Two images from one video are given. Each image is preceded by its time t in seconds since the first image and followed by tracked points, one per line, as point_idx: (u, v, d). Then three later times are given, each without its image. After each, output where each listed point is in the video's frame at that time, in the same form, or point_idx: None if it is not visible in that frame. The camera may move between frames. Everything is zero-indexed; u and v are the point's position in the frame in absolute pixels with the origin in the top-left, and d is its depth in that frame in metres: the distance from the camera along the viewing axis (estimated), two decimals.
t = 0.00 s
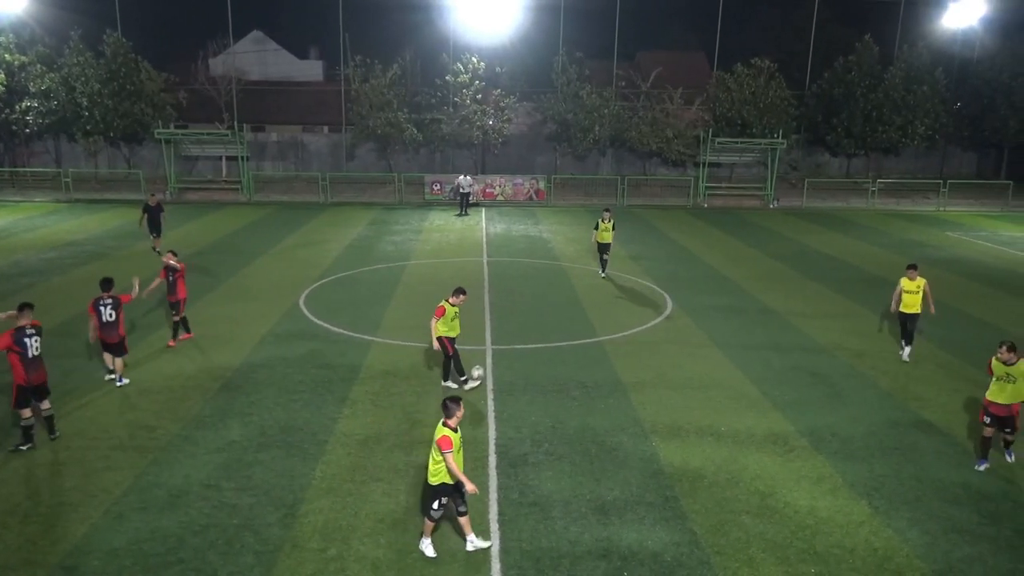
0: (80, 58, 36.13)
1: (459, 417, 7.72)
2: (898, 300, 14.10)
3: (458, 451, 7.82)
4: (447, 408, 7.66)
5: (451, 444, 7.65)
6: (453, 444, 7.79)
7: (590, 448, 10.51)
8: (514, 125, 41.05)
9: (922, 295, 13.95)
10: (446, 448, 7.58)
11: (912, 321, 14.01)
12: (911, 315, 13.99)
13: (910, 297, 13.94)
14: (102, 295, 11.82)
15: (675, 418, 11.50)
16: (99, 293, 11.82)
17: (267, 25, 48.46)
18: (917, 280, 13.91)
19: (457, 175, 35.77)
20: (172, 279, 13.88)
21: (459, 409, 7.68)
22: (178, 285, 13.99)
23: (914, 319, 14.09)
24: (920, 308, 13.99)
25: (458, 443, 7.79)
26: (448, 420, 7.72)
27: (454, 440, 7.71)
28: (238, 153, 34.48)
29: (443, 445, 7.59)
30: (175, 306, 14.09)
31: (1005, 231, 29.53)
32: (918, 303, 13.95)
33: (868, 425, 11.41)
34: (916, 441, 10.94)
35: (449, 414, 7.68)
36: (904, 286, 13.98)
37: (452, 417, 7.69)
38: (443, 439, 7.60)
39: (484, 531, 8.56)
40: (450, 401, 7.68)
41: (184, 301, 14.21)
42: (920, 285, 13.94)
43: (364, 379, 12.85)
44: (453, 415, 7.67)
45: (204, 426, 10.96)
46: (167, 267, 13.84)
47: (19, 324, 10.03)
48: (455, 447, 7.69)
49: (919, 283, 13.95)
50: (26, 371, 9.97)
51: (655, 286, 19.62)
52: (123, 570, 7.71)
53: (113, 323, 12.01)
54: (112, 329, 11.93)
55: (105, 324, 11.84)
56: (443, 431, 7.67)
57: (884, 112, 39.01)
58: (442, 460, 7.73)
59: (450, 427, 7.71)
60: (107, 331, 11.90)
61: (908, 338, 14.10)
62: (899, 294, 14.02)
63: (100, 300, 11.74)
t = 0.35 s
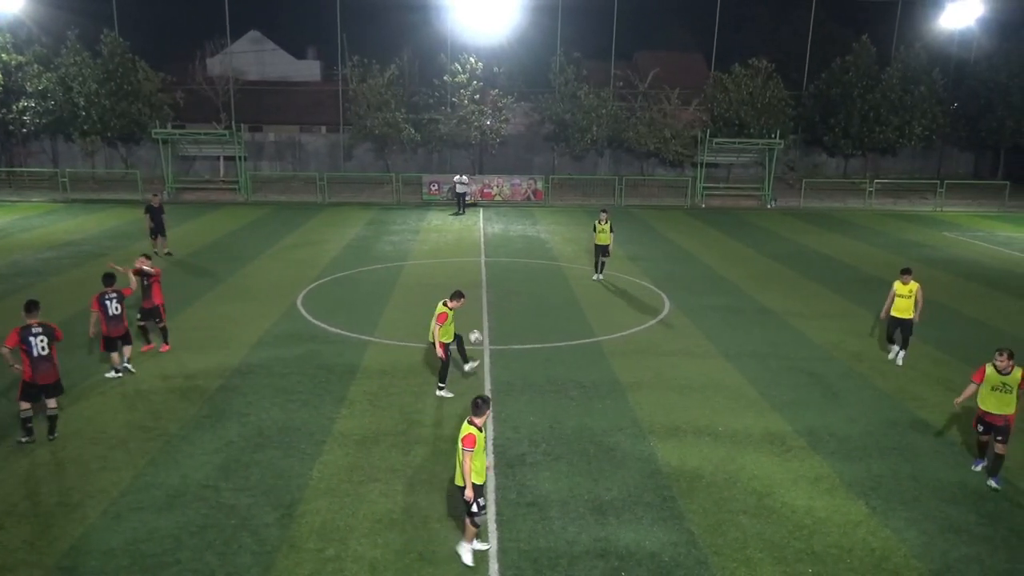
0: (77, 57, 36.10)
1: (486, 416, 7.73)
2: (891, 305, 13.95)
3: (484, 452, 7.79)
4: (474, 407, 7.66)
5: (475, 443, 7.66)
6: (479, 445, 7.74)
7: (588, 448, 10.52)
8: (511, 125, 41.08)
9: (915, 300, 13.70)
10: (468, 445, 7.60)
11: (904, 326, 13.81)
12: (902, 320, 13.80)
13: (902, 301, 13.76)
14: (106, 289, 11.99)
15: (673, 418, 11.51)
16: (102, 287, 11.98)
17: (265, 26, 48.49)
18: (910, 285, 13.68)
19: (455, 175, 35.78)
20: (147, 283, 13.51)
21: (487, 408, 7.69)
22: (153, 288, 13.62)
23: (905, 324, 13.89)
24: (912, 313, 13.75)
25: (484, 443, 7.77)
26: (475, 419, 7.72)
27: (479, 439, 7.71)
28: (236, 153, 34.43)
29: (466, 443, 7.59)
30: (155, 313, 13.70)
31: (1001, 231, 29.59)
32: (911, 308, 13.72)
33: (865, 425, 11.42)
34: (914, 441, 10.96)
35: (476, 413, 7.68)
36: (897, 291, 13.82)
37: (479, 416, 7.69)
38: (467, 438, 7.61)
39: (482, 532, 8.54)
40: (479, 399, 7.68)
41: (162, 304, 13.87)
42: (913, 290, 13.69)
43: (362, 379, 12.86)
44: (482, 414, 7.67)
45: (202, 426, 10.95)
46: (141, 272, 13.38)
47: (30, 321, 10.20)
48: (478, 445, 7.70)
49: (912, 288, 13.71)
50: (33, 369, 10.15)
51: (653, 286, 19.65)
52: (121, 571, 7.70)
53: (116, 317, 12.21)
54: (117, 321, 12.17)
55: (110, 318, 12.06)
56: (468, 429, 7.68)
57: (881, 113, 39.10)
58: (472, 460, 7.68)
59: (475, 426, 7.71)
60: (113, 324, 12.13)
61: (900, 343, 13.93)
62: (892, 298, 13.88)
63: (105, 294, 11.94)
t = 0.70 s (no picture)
0: (75, 58, 36.01)
1: (507, 424, 7.52)
2: (880, 310, 13.54)
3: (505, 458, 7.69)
4: (495, 417, 7.43)
5: (497, 452, 7.52)
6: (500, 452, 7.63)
7: (586, 448, 10.52)
8: (509, 125, 41.08)
9: (904, 306, 13.30)
10: (490, 455, 7.46)
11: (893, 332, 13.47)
12: (891, 327, 13.44)
13: (891, 308, 13.36)
14: (116, 286, 12.21)
15: (671, 419, 11.51)
16: (113, 284, 12.20)
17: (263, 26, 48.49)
18: (900, 291, 13.25)
19: (453, 175, 35.79)
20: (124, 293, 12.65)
21: (507, 416, 7.46)
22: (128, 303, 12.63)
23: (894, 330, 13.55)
24: (901, 318, 13.38)
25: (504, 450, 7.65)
26: (495, 427, 7.52)
27: (501, 448, 7.56)
28: (233, 153, 34.39)
29: (489, 452, 7.46)
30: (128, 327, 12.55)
31: (999, 231, 29.62)
32: (900, 315, 13.33)
33: (863, 425, 11.43)
34: (912, 441, 10.97)
35: (496, 422, 7.47)
36: (886, 297, 13.38)
37: (499, 425, 7.49)
38: (488, 448, 7.47)
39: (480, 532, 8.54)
40: (499, 408, 7.44)
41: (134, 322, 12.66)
42: (902, 296, 13.26)
43: (360, 379, 12.87)
44: (502, 423, 7.46)
45: (199, 427, 10.93)
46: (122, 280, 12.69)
47: (34, 319, 10.32)
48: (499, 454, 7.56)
49: (902, 294, 13.27)
50: (32, 367, 10.22)
51: (652, 286, 19.67)
52: (118, 572, 7.70)
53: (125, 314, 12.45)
54: (127, 316, 12.44)
55: (123, 314, 12.32)
56: (489, 438, 7.52)
57: (878, 113, 39.13)
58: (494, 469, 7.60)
59: (496, 434, 7.53)
60: (123, 320, 12.38)
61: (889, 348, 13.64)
62: (880, 304, 13.46)
63: (118, 291, 12.18)
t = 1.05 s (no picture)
0: (73, 58, 35.90)
1: (530, 429, 7.48)
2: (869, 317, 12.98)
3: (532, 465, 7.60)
4: (518, 421, 7.41)
5: (522, 457, 7.43)
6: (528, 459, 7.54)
7: (584, 448, 10.52)
8: (508, 126, 41.07)
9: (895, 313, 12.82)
10: (518, 462, 7.37)
11: (884, 340, 12.90)
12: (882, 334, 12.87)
13: (882, 314, 12.85)
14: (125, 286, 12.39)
15: (670, 419, 11.53)
16: (120, 283, 12.36)
17: (262, 27, 48.47)
18: (891, 297, 12.80)
19: (452, 176, 35.81)
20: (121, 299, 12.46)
21: (530, 421, 7.42)
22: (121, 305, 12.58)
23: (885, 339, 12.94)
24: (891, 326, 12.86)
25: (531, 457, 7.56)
26: (518, 431, 7.50)
27: (525, 453, 7.48)
28: (232, 154, 34.39)
29: (513, 458, 7.38)
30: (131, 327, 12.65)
31: (998, 232, 29.62)
32: (891, 322, 12.82)
33: (861, 425, 11.44)
34: (911, 440, 10.98)
35: (519, 426, 7.45)
36: (876, 303, 12.88)
37: (523, 429, 7.46)
38: (513, 453, 7.39)
39: (479, 532, 8.53)
40: (522, 412, 7.42)
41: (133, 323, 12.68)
42: (893, 303, 12.81)
43: (358, 380, 12.86)
44: (525, 427, 7.43)
45: (198, 427, 10.93)
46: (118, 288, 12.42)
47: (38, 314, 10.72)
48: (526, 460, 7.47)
49: (892, 301, 12.82)
50: (39, 360, 10.69)
51: (650, 286, 19.69)
52: (117, 573, 7.69)
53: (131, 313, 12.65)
54: (134, 316, 12.64)
55: (130, 313, 12.50)
56: (513, 444, 7.47)
57: (877, 113, 39.11)
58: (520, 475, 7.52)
59: (520, 439, 7.50)
60: (130, 320, 12.56)
61: (879, 358, 13.02)
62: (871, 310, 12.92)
63: (125, 290, 12.34)
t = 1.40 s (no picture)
0: (71, 58, 35.88)
1: (555, 431, 7.40)
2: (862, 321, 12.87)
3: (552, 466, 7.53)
4: (543, 423, 7.33)
5: (543, 458, 7.37)
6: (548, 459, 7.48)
7: (583, 449, 10.53)
8: (507, 126, 41.12)
9: (888, 317, 12.66)
10: (539, 462, 7.30)
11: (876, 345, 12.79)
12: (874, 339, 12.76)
13: (874, 318, 12.71)
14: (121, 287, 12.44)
15: (669, 419, 11.54)
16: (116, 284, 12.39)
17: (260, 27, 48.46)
18: (883, 301, 12.63)
19: (450, 176, 35.83)
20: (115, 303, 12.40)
21: (556, 422, 7.36)
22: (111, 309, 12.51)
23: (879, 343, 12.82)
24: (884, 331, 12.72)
25: (552, 458, 7.49)
26: (543, 434, 7.42)
27: (547, 454, 7.41)
28: (231, 154, 34.39)
29: (536, 458, 7.30)
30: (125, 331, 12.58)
31: (997, 232, 29.64)
32: (883, 326, 12.67)
33: (860, 424, 11.46)
34: (910, 440, 10.98)
35: (546, 428, 7.37)
36: (869, 307, 12.73)
37: (548, 431, 7.38)
38: (536, 454, 7.32)
39: (478, 532, 8.54)
40: (547, 414, 7.35)
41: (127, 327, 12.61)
42: (886, 306, 12.64)
43: (357, 380, 12.87)
44: (551, 429, 7.36)
45: (197, 428, 10.92)
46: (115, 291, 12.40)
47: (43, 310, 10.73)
48: (546, 460, 7.41)
49: (885, 305, 12.65)
50: (46, 355, 10.67)
51: (649, 286, 19.71)
52: (115, 574, 7.68)
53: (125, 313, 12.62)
54: (133, 317, 12.65)
55: (128, 313, 12.50)
56: (537, 445, 7.39)
57: (876, 114, 39.12)
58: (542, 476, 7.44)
59: (545, 441, 7.41)
60: (128, 320, 12.54)
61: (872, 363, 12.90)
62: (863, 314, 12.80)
63: (122, 290, 12.39)
